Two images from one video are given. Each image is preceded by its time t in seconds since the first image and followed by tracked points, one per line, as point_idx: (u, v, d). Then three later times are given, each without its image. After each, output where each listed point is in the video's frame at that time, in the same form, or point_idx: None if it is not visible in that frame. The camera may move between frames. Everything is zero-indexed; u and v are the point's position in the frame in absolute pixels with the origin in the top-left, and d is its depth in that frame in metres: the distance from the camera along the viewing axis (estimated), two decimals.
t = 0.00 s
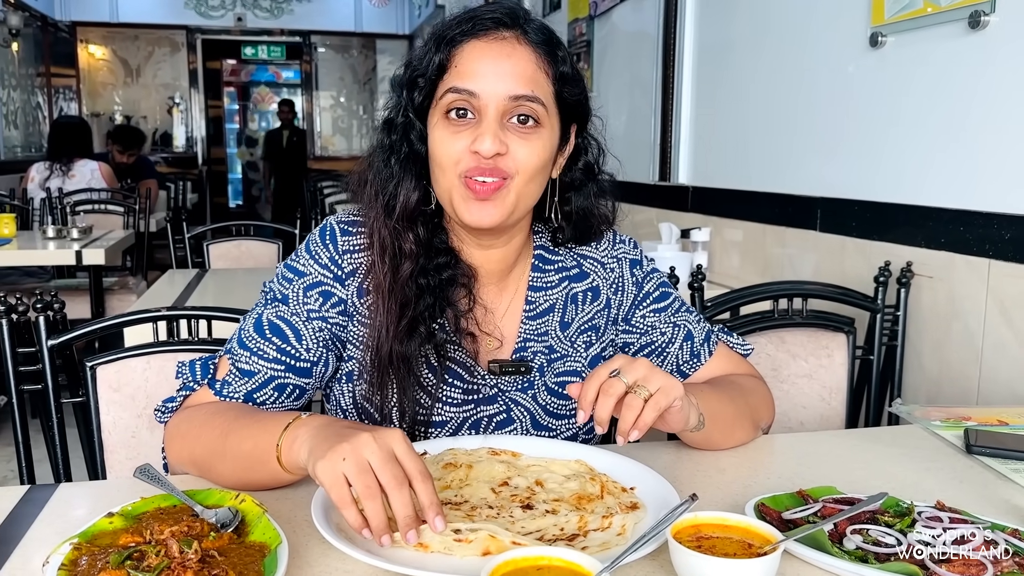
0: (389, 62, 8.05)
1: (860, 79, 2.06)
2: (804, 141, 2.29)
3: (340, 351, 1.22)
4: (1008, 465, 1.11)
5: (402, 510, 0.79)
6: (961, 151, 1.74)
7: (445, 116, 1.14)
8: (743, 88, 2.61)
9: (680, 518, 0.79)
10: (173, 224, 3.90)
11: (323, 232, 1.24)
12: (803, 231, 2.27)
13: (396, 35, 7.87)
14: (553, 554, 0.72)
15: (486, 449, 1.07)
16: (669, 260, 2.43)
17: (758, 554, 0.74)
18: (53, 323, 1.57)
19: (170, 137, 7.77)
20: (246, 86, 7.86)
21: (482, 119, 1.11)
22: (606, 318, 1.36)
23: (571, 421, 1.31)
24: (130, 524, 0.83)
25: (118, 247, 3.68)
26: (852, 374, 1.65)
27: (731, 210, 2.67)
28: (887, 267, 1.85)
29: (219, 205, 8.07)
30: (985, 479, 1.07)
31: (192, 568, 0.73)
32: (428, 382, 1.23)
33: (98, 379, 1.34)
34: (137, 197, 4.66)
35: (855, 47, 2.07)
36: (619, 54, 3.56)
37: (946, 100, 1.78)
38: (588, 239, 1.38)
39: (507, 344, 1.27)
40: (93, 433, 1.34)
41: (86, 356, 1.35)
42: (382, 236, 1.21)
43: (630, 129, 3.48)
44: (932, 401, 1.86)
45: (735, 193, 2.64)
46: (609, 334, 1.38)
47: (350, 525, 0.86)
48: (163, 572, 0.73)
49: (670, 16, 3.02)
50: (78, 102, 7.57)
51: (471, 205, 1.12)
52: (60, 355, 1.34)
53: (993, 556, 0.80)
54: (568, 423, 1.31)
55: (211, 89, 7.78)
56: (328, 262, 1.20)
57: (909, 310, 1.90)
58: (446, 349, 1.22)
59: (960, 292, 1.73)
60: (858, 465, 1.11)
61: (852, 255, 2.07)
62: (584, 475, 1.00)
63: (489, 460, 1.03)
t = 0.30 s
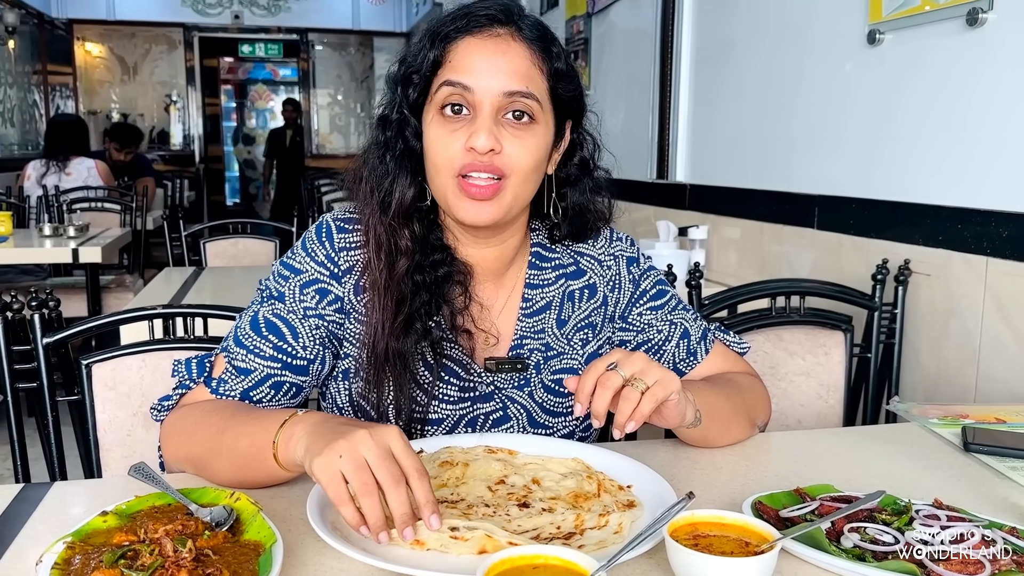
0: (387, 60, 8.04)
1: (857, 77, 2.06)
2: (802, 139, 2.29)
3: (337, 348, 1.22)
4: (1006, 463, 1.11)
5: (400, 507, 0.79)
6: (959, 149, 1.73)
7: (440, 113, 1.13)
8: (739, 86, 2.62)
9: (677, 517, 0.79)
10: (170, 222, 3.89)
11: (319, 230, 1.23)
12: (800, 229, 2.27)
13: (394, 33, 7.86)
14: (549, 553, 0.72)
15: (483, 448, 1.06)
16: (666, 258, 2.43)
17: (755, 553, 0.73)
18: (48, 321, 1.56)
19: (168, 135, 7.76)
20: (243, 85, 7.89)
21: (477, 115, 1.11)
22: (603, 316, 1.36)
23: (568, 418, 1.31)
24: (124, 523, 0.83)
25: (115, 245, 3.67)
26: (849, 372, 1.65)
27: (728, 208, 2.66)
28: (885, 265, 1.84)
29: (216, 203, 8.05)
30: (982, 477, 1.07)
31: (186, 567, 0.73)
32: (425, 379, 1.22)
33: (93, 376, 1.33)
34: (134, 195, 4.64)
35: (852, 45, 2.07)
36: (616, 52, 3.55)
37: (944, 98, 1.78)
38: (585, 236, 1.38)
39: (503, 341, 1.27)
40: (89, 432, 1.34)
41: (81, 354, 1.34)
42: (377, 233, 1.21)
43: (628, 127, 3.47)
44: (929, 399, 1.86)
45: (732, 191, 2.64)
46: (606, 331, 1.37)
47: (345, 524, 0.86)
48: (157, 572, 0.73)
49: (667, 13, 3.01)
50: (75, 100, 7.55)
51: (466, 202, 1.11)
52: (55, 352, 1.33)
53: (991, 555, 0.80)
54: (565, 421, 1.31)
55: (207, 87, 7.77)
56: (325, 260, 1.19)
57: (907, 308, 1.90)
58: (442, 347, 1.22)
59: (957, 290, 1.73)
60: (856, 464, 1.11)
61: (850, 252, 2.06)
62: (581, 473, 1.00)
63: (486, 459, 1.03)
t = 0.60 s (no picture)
0: (384, 57, 8.03)
1: (854, 75, 2.06)
2: (800, 137, 2.28)
3: (333, 346, 1.21)
4: (1003, 461, 1.11)
5: (400, 501, 0.79)
6: (957, 148, 1.73)
7: (433, 109, 1.13)
8: (737, 85, 2.61)
9: (674, 515, 0.79)
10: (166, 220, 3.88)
11: (315, 227, 1.23)
12: (797, 227, 2.27)
13: (391, 31, 7.85)
14: (546, 551, 0.72)
15: (479, 446, 1.06)
16: (664, 256, 2.43)
17: (752, 551, 0.73)
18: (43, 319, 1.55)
19: (164, 132, 7.73)
20: (240, 82, 7.88)
21: (469, 112, 1.10)
22: (599, 313, 1.36)
23: (564, 415, 1.31)
24: (119, 521, 0.83)
25: (112, 243, 3.65)
26: (846, 370, 1.65)
27: (725, 206, 2.66)
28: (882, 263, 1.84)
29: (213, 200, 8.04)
30: (979, 475, 1.07)
31: (182, 566, 0.73)
32: (421, 377, 1.22)
33: (89, 374, 1.33)
34: (130, 193, 4.63)
35: (849, 44, 2.07)
36: (614, 50, 3.54)
37: (941, 96, 1.78)
38: (582, 233, 1.38)
39: (499, 339, 1.26)
40: (85, 430, 1.33)
41: (77, 351, 1.33)
42: (372, 231, 1.20)
43: (626, 126, 3.47)
44: (926, 398, 1.86)
45: (730, 189, 2.64)
46: (602, 329, 1.37)
47: (341, 522, 0.86)
48: (152, 570, 0.72)
49: (664, 11, 3.01)
50: (72, 97, 7.53)
51: (457, 201, 1.11)
52: (50, 350, 1.32)
53: (988, 553, 0.80)
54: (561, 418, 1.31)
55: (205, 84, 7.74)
56: (320, 257, 1.19)
57: (904, 306, 1.90)
58: (438, 344, 1.21)
59: (955, 288, 1.73)
60: (852, 462, 1.11)
61: (847, 250, 2.06)
62: (577, 471, 1.00)
63: (483, 457, 1.03)
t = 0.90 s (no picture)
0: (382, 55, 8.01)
1: (852, 74, 2.06)
2: (799, 136, 2.28)
3: (331, 344, 1.21)
4: (1000, 459, 1.11)
5: (394, 501, 0.78)
6: (955, 147, 1.74)
7: (436, 109, 1.12)
8: (736, 83, 2.61)
9: (672, 513, 0.79)
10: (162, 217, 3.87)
11: (313, 225, 1.23)
12: (795, 226, 2.27)
13: (389, 28, 7.86)
14: (544, 549, 0.72)
15: (478, 443, 1.06)
16: (661, 255, 2.43)
17: (750, 549, 0.73)
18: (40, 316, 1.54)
19: (161, 129, 7.71)
20: (237, 79, 7.87)
21: (473, 112, 1.10)
22: (597, 312, 1.36)
23: (562, 413, 1.31)
24: (116, 519, 0.82)
25: (108, 240, 3.64)
26: (844, 368, 1.65)
27: (723, 204, 2.66)
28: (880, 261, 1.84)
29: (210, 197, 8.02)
30: (977, 473, 1.07)
31: (179, 563, 0.72)
32: (419, 375, 1.22)
33: (86, 371, 1.32)
34: (127, 189, 4.61)
35: (848, 43, 2.07)
36: (613, 48, 3.54)
37: (939, 94, 1.78)
38: (581, 231, 1.37)
39: (499, 338, 1.26)
40: (81, 427, 1.33)
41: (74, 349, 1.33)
42: (373, 235, 1.20)
43: (624, 123, 3.47)
44: (923, 396, 1.86)
45: (728, 187, 2.64)
46: (600, 327, 1.37)
47: (339, 519, 0.85)
48: (149, 568, 0.72)
49: (662, 9, 3.01)
50: (68, 93, 7.51)
51: (461, 201, 1.10)
52: (47, 347, 1.32)
53: (987, 550, 0.80)
54: (559, 416, 1.31)
55: (201, 81, 7.76)
56: (319, 255, 1.18)
57: (901, 305, 1.90)
58: (437, 343, 1.21)
59: (952, 287, 1.74)
60: (850, 460, 1.11)
61: (845, 249, 2.07)
62: (575, 469, 1.00)
63: (481, 455, 1.02)
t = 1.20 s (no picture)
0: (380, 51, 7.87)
1: (851, 72, 2.06)
2: (797, 133, 2.28)
3: (327, 339, 1.21)
4: (998, 457, 1.11)
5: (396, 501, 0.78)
6: (954, 143, 1.73)
7: (431, 108, 1.12)
8: (735, 81, 2.61)
9: (670, 508, 0.79)
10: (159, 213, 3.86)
11: (310, 219, 1.23)
12: (793, 223, 2.27)
13: (387, 25, 7.75)
14: (541, 543, 0.72)
15: (475, 439, 1.05)
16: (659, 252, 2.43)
17: (748, 544, 0.73)
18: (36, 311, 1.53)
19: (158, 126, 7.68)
20: (235, 75, 7.86)
21: (468, 112, 1.10)
22: (595, 309, 1.35)
23: (560, 411, 1.31)
24: (111, 512, 0.82)
25: (105, 235, 3.63)
26: (841, 366, 1.65)
27: (721, 201, 2.66)
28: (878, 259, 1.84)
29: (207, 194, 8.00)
30: (975, 470, 1.07)
31: (175, 557, 0.72)
32: (415, 368, 1.22)
33: (82, 366, 1.32)
34: (124, 185, 4.60)
35: (848, 40, 2.06)
36: (612, 46, 3.53)
37: (938, 91, 1.78)
38: (580, 227, 1.37)
39: (490, 328, 1.26)
40: (77, 422, 1.32)
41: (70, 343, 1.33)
42: (370, 226, 1.20)
43: (622, 122, 3.46)
44: (921, 394, 1.86)
45: (726, 185, 2.63)
46: (599, 324, 1.36)
47: (336, 514, 0.85)
48: (145, 562, 0.72)
49: (662, 7, 3.00)
50: (66, 89, 7.52)
51: (459, 198, 1.11)
52: (43, 341, 1.31)
53: (984, 546, 0.80)
54: (556, 414, 1.31)
55: (200, 77, 7.76)
56: (315, 249, 1.19)
57: (899, 303, 1.90)
58: (432, 336, 1.21)
59: (950, 285, 1.74)
60: (849, 457, 1.11)
61: (842, 246, 2.07)
62: (573, 465, 0.99)
63: (478, 450, 1.02)
